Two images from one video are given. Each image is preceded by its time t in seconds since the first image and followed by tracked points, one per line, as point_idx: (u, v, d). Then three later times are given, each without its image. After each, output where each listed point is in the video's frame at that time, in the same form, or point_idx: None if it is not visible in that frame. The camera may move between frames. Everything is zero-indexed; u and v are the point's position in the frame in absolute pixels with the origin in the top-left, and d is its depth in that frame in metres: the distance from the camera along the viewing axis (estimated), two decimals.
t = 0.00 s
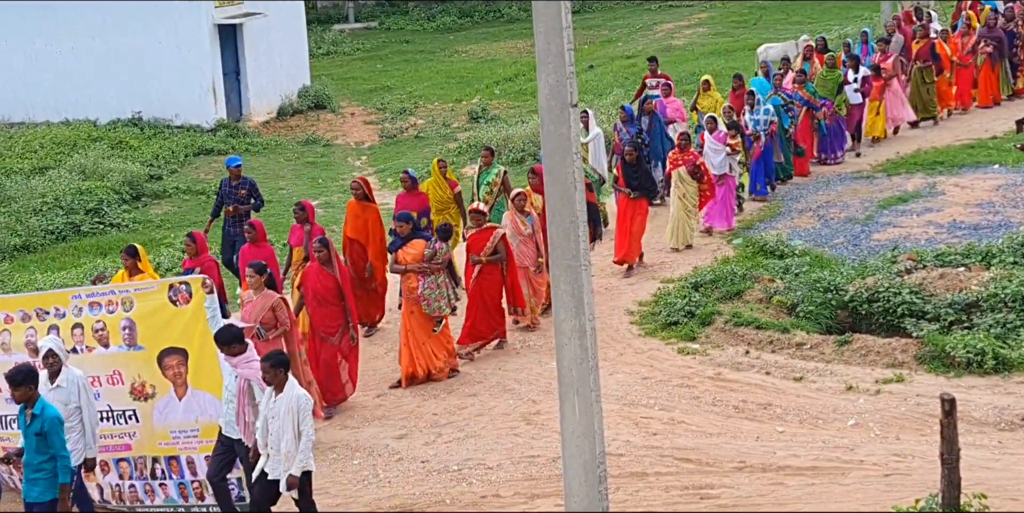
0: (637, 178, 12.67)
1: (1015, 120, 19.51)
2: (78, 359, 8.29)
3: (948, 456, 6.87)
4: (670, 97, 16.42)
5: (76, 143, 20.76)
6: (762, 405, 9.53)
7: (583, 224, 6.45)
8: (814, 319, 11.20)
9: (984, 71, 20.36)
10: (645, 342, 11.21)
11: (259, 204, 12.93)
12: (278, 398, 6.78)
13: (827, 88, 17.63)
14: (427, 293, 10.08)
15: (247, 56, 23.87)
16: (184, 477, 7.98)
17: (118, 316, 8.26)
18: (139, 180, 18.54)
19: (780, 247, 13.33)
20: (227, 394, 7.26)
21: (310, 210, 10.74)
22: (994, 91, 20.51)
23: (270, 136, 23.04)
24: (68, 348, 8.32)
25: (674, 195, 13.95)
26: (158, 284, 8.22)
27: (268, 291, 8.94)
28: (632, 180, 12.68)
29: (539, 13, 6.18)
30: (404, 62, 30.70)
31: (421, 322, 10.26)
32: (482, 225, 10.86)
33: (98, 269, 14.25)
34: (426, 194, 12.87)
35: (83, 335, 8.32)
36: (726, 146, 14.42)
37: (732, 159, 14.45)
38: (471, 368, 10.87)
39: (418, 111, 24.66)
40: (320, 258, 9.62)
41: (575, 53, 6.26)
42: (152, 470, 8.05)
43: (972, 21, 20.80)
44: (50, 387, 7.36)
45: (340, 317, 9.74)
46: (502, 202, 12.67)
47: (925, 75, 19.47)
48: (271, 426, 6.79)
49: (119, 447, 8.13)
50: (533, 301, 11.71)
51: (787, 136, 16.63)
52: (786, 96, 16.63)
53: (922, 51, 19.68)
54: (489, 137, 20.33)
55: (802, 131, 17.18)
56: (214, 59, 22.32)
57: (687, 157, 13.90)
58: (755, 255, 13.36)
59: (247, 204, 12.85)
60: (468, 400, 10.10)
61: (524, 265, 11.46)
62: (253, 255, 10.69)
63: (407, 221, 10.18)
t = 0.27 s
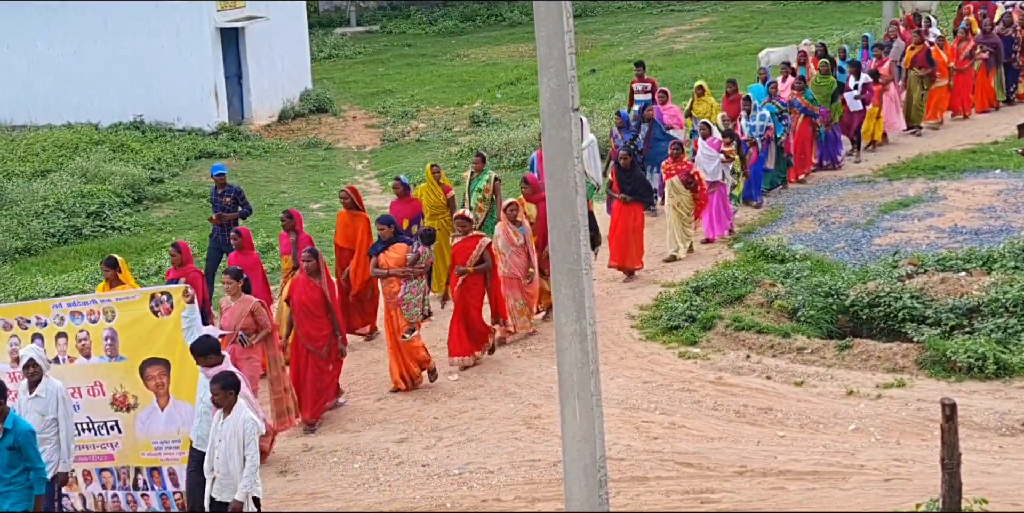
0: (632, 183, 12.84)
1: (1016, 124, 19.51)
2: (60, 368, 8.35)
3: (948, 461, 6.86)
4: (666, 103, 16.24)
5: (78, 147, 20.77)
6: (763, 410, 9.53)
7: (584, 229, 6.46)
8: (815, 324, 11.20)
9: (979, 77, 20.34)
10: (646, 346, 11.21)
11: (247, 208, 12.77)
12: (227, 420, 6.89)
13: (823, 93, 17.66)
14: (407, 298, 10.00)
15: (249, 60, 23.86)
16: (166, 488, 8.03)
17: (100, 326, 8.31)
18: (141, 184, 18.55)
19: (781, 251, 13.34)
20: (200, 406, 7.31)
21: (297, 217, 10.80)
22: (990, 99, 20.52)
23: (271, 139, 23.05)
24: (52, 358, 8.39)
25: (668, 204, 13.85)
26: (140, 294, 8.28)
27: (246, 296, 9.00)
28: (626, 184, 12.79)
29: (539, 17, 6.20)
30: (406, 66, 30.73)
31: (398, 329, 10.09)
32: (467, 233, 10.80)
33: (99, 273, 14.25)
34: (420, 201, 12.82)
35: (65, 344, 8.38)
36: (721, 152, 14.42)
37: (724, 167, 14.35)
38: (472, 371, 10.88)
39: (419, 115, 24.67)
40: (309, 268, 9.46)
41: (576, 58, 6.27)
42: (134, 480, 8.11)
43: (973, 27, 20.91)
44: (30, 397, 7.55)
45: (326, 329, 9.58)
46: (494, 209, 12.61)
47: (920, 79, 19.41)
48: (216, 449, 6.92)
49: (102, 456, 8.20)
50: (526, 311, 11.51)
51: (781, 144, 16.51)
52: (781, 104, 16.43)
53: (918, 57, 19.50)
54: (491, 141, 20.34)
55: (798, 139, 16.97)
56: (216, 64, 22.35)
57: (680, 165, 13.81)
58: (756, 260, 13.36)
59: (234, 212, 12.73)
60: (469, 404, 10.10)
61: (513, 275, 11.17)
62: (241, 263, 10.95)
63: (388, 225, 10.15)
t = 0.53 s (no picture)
0: (625, 190, 12.53)
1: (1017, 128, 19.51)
2: (42, 373, 8.19)
3: (949, 465, 6.85)
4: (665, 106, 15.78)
5: (78, 148, 20.78)
6: (764, 413, 9.52)
7: (585, 230, 6.46)
8: (816, 327, 11.20)
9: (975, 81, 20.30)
10: (646, 349, 11.20)
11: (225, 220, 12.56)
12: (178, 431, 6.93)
13: (818, 97, 17.55)
14: (393, 307, 9.91)
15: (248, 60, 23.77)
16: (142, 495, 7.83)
17: (83, 332, 8.12)
18: (142, 185, 18.56)
19: (782, 254, 13.34)
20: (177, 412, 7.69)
21: (281, 223, 10.79)
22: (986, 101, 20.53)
23: (272, 141, 23.06)
24: (34, 363, 8.24)
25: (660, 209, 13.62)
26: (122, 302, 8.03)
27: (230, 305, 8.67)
28: (619, 193, 12.55)
29: (540, 18, 6.20)
30: (407, 68, 30.75)
31: (382, 337, 10.01)
32: (455, 241, 10.51)
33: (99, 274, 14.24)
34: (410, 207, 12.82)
35: (48, 349, 8.21)
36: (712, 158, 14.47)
37: (719, 170, 14.47)
38: (473, 373, 10.88)
39: (420, 117, 24.69)
40: (294, 275, 9.29)
41: (577, 59, 6.27)
42: (113, 486, 7.93)
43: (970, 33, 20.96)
44: (8, 405, 7.74)
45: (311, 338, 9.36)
46: (479, 218, 12.58)
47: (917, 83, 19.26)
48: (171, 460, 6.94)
49: (81, 462, 8.03)
50: (509, 318, 11.44)
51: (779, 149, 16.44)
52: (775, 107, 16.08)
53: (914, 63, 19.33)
54: (492, 143, 20.35)
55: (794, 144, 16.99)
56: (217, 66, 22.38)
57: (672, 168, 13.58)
58: (757, 263, 13.36)
59: (212, 221, 12.50)
60: (470, 407, 10.10)
61: (500, 282, 11.15)
62: (220, 268, 10.70)
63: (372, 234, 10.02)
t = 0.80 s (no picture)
0: (618, 195, 12.36)
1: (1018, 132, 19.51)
2: (24, 377, 8.21)
3: (949, 468, 6.85)
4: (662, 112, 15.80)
5: (80, 150, 20.80)
6: (765, 416, 9.52)
7: (586, 233, 6.46)
8: (817, 330, 11.20)
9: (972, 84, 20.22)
10: (647, 352, 11.20)
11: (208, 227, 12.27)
12: (129, 453, 6.64)
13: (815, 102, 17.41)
14: (378, 317, 9.82)
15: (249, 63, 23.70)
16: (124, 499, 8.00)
17: (63, 337, 8.18)
18: (143, 187, 18.57)
19: (784, 257, 13.34)
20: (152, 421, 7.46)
21: (266, 228, 10.73)
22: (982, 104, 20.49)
23: (273, 144, 23.07)
24: (13, 367, 8.24)
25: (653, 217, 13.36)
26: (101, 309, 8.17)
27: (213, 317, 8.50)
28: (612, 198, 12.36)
29: (542, 21, 6.21)
30: (408, 71, 30.76)
31: (371, 349, 9.94)
32: (440, 250, 10.39)
33: (100, 276, 14.24)
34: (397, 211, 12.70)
35: (27, 354, 8.23)
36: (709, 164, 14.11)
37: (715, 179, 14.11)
38: (473, 377, 10.88)
39: (421, 119, 24.71)
40: (276, 287, 9.19)
41: (578, 62, 6.28)
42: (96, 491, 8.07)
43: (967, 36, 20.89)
44: None
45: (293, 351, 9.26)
46: (470, 219, 12.59)
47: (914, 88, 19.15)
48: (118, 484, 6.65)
49: (62, 467, 8.10)
50: (495, 331, 11.11)
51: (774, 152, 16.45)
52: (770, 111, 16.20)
53: (912, 67, 19.18)
54: (493, 146, 20.36)
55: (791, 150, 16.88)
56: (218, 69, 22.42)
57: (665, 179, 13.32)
58: (758, 266, 13.36)
59: (197, 227, 12.25)
60: (471, 409, 10.10)
61: (489, 291, 10.92)
62: (206, 274, 10.65)
63: (359, 244, 9.96)
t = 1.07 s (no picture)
0: (612, 202, 12.26)
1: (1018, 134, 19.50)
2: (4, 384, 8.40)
3: (950, 471, 6.84)
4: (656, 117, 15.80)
5: (80, 153, 20.82)
6: (766, 418, 9.52)
7: (587, 236, 6.46)
8: (819, 332, 11.19)
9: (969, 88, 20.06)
10: (648, 355, 11.20)
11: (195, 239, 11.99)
12: (79, 462, 6.75)
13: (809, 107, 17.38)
14: (364, 324, 9.59)
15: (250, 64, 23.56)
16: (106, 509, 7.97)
17: (40, 345, 8.38)
18: (143, 190, 18.59)
19: (784, 260, 13.34)
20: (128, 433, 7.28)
21: (256, 235, 10.71)
22: (981, 107, 20.31)
23: (274, 146, 23.07)
24: None
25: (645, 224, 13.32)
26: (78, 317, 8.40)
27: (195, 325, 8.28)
28: (605, 205, 12.26)
29: (543, 24, 6.22)
30: (409, 74, 30.79)
31: (356, 355, 9.74)
32: (423, 258, 10.26)
33: (100, 279, 14.25)
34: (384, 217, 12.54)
35: (6, 362, 8.43)
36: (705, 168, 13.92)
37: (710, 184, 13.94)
38: (474, 380, 10.88)
39: (422, 122, 24.72)
40: (258, 294, 8.87)
41: (578, 65, 6.28)
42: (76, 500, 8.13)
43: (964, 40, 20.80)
44: None
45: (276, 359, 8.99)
46: (462, 225, 12.60)
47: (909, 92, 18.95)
48: (71, 495, 6.75)
49: (44, 475, 8.25)
50: (488, 340, 11.06)
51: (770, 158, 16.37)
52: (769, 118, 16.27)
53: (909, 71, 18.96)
54: (494, 148, 20.37)
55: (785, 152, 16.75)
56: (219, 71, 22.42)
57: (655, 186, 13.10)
58: (759, 268, 13.36)
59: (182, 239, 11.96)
60: (472, 412, 10.10)
61: (478, 300, 10.85)
62: (193, 283, 10.75)
63: (345, 248, 9.71)
